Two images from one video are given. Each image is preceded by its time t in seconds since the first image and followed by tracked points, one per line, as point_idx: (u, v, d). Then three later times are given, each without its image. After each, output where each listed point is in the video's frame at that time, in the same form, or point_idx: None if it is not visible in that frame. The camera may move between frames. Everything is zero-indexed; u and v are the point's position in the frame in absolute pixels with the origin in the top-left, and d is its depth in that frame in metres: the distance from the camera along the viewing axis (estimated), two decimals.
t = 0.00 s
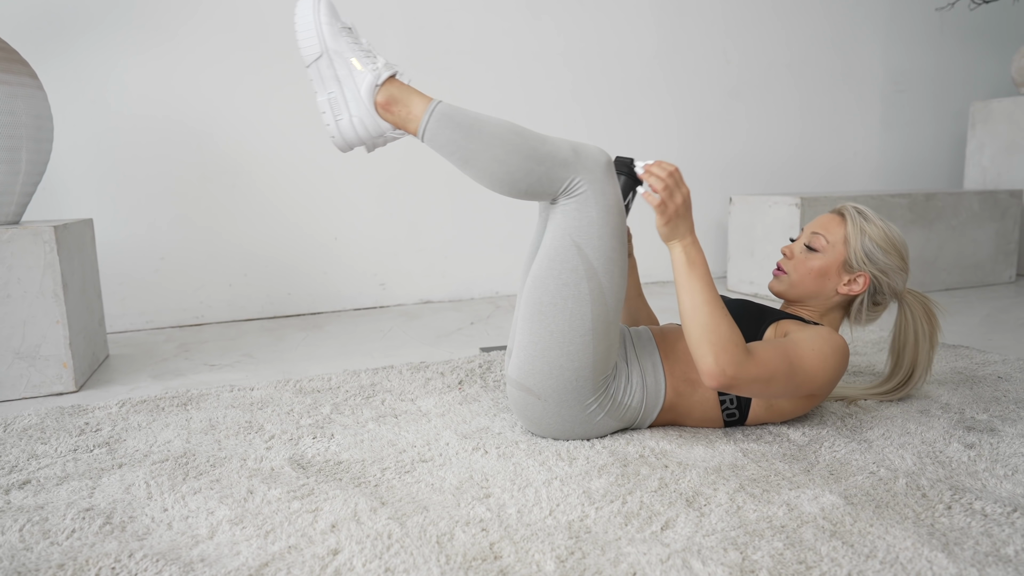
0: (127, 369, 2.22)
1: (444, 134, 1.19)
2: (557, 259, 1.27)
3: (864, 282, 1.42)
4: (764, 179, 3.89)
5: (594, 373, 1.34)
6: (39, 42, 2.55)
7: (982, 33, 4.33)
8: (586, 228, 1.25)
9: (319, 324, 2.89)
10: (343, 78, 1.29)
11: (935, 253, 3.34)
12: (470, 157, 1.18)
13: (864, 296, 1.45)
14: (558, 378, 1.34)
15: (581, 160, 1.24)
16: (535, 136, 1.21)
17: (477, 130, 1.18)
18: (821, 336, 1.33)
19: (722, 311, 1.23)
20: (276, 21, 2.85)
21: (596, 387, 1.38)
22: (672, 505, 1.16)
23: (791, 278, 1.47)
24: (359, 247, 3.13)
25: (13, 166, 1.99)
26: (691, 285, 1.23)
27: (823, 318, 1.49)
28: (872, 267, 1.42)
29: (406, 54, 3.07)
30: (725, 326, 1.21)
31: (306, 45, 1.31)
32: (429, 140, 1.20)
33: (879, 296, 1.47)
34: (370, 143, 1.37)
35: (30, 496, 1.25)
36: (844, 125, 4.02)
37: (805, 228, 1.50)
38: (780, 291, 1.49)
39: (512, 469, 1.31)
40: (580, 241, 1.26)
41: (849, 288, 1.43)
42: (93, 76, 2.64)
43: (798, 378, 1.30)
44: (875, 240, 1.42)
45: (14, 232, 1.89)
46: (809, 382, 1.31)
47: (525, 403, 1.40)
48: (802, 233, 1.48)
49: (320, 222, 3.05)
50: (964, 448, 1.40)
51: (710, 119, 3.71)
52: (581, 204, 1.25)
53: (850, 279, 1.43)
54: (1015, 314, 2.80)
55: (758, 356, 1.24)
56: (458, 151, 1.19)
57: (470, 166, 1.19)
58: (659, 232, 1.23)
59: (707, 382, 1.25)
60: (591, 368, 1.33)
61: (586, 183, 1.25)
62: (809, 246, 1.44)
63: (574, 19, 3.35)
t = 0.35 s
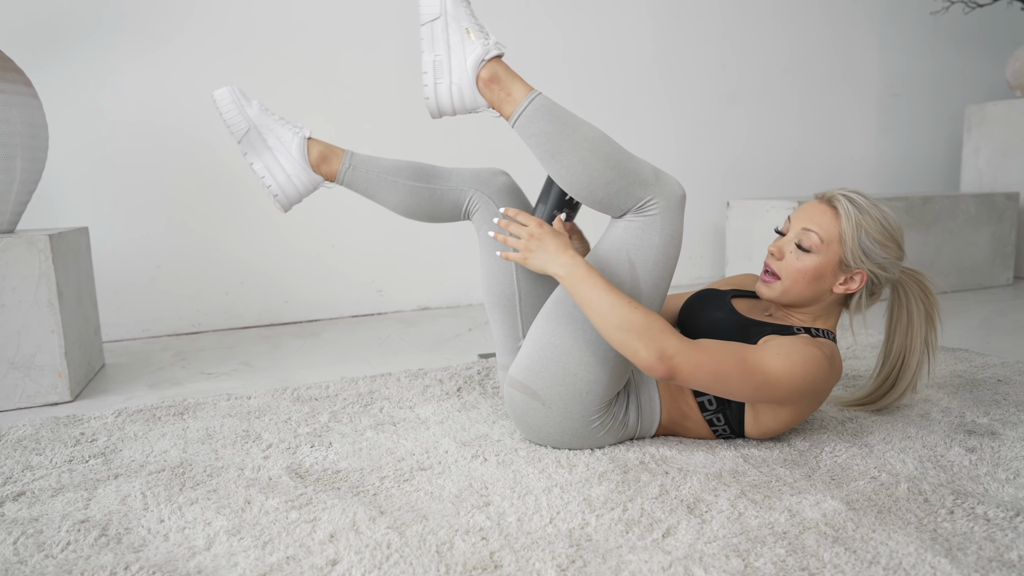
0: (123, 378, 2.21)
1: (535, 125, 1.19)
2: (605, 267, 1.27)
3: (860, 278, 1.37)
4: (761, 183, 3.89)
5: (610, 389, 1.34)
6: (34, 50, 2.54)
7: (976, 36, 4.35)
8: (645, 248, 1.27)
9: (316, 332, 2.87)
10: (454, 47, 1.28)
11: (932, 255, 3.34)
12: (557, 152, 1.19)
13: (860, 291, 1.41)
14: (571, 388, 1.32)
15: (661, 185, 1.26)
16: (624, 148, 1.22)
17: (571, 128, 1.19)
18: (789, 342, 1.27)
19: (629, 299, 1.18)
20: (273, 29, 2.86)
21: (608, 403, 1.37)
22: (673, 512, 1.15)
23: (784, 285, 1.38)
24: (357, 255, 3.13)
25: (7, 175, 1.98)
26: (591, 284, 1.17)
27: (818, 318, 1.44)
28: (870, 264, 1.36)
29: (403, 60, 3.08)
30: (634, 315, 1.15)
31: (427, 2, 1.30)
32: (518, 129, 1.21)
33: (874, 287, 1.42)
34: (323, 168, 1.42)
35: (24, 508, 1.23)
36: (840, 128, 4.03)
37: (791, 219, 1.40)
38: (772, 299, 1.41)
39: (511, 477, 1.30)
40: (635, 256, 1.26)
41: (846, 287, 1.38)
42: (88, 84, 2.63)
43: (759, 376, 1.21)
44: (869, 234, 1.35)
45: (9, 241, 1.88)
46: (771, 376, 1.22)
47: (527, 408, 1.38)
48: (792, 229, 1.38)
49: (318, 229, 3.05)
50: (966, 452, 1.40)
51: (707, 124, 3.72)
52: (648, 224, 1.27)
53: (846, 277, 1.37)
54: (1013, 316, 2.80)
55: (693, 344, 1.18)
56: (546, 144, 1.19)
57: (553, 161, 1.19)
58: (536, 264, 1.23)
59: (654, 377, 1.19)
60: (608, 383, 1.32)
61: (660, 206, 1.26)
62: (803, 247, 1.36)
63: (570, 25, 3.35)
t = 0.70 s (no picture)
0: (120, 393, 2.19)
1: (507, 120, 1.17)
2: (580, 275, 1.27)
3: (879, 294, 1.37)
4: (758, 189, 3.91)
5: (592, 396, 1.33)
6: (29, 64, 2.54)
7: (968, 41, 4.37)
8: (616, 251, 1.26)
9: (315, 343, 2.86)
10: (438, 30, 1.24)
11: (929, 260, 3.35)
12: (528, 145, 1.17)
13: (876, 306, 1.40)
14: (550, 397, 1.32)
15: (628, 187, 1.25)
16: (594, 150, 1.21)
17: (544, 124, 1.17)
18: (791, 380, 1.25)
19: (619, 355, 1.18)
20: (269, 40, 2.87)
21: (592, 411, 1.36)
22: (677, 522, 1.14)
23: (803, 302, 1.34)
24: (354, 265, 3.12)
25: (3, 189, 1.98)
26: (580, 341, 1.17)
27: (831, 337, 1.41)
28: (890, 279, 1.35)
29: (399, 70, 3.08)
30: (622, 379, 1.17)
31: None
32: (493, 121, 1.19)
33: (888, 302, 1.41)
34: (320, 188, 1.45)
35: (21, 526, 1.22)
36: (836, 134, 4.04)
37: (807, 234, 1.37)
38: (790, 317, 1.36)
39: (513, 488, 1.30)
40: (607, 259, 1.26)
41: (864, 303, 1.37)
42: (84, 98, 2.63)
43: (753, 421, 1.23)
44: (890, 250, 1.33)
45: (5, 256, 1.87)
46: (768, 418, 1.23)
47: (515, 420, 1.38)
48: (810, 244, 1.35)
49: (316, 240, 3.04)
50: (969, 458, 1.39)
51: (703, 131, 3.72)
52: (615, 227, 1.26)
53: (865, 293, 1.36)
54: (1011, 319, 2.80)
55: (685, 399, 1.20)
56: (518, 137, 1.17)
57: (524, 155, 1.17)
58: (527, 322, 1.16)
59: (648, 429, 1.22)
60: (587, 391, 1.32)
61: (627, 208, 1.26)
62: (824, 263, 1.32)
63: (565, 34, 3.37)
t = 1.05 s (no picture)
0: (117, 394, 2.19)
1: (392, 158, 1.24)
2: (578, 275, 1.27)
3: (891, 313, 1.35)
4: (754, 191, 3.92)
5: (574, 395, 1.33)
6: (25, 65, 2.54)
7: (963, 43, 4.40)
8: (540, 248, 1.27)
9: (312, 344, 2.86)
10: (298, 106, 1.39)
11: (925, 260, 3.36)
12: (418, 179, 1.23)
13: (892, 328, 1.38)
14: (531, 399, 1.33)
15: (526, 181, 1.26)
16: (483, 161, 1.24)
17: (423, 154, 1.23)
18: (821, 384, 1.28)
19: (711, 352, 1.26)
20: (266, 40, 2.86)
21: (579, 411, 1.36)
22: (676, 522, 1.15)
23: (815, 304, 1.40)
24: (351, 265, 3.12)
25: None
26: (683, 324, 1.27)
27: (842, 351, 1.43)
28: (902, 298, 1.34)
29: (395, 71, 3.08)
30: (699, 368, 1.23)
31: (264, 76, 1.44)
32: (377, 161, 1.26)
33: (907, 329, 1.39)
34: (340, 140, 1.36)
35: (19, 528, 1.22)
36: (832, 136, 4.06)
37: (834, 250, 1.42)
38: (801, 317, 1.43)
39: (513, 488, 1.30)
40: (537, 261, 1.27)
41: (875, 320, 1.36)
42: (80, 99, 2.63)
43: (787, 422, 1.27)
44: (906, 271, 1.33)
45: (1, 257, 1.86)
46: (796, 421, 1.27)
47: (517, 432, 1.40)
48: (831, 256, 1.41)
49: (312, 241, 3.04)
50: (966, 457, 1.40)
51: (699, 132, 3.73)
52: (530, 224, 1.27)
53: (877, 309, 1.36)
54: (1006, 320, 2.82)
55: (737, 398, 1.23)
56: (406, 173, 1.24)
57: (418, 187, 1.23)
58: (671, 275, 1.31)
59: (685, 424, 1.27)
60: (567, 391, 1.32)
61: (533, 205, 1.27)
62: (837, 272, 1.37)
63: (562, 35, 3.37)
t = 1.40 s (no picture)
0: (112, 395, 2.18)
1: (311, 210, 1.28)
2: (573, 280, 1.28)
3: (815, 265, 1.43)
4: (750, 195, 3.94)
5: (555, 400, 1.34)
6: (21, 65, 2.53)
7: (956, 49, 4.43)
8: (473, 276, 1.26)
9: (308, 346, 2.86)
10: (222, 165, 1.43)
11: (918, 265, 3.39)
12: (341, 228, 1.27)
13: (823, 279, 1.45)
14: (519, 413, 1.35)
15: (440, 215, 1.24)
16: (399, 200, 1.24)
17: (339, 202, 1.25)
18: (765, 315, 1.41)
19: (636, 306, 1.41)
20: (264, 42, 2.86)
21: (564, 413, 1.37)
22: (674, 526, 1.16)
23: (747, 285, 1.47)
24: (346, 267, 3.12)
25: None
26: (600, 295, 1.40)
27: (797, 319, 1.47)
28: (817, 250, 1.42)
29: (393, 73, 3.09)
30: (632, 306, 1.37)
31: (184, 140, 1.46)
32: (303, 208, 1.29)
33: (836, 277, 1.46)
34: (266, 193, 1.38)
35: (16, 531, 1.21)
36: (826, 140, 4.08)
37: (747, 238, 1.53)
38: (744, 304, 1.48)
39: (510, 492, 1.30)
40: (476, 289, 1.26)
41: (804, 277, 1.43)
42: (77, 99, 2.62)
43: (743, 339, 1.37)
44: (807, 225, 1.43)
45: None
46: (755, 338, 1.37)
47: (516, 442, 1.42)
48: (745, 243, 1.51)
49: (308, 243, 3.04)
50: (959, 462, 1.41)
51: (695, 136, 3.75)
52: (456, 256, 1.26)
53: (801, 267, 1.44)
54: (998, 324, 2.84)
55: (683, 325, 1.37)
56: (328, 222, 1.27)
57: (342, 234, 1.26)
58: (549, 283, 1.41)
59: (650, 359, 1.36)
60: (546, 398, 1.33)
61: (451, 237, 1.25)
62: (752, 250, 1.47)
63: (559, 38, 3.38)
